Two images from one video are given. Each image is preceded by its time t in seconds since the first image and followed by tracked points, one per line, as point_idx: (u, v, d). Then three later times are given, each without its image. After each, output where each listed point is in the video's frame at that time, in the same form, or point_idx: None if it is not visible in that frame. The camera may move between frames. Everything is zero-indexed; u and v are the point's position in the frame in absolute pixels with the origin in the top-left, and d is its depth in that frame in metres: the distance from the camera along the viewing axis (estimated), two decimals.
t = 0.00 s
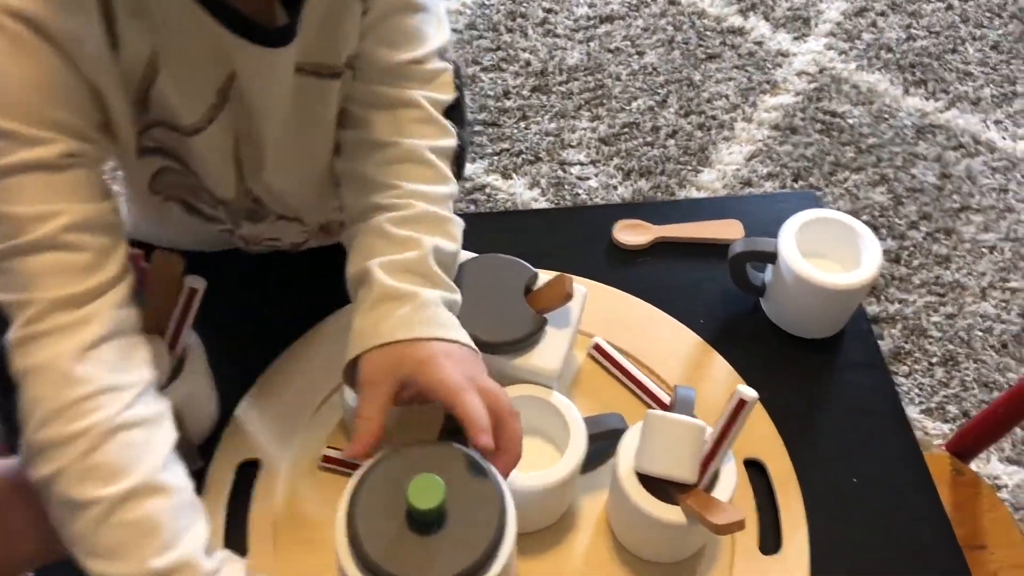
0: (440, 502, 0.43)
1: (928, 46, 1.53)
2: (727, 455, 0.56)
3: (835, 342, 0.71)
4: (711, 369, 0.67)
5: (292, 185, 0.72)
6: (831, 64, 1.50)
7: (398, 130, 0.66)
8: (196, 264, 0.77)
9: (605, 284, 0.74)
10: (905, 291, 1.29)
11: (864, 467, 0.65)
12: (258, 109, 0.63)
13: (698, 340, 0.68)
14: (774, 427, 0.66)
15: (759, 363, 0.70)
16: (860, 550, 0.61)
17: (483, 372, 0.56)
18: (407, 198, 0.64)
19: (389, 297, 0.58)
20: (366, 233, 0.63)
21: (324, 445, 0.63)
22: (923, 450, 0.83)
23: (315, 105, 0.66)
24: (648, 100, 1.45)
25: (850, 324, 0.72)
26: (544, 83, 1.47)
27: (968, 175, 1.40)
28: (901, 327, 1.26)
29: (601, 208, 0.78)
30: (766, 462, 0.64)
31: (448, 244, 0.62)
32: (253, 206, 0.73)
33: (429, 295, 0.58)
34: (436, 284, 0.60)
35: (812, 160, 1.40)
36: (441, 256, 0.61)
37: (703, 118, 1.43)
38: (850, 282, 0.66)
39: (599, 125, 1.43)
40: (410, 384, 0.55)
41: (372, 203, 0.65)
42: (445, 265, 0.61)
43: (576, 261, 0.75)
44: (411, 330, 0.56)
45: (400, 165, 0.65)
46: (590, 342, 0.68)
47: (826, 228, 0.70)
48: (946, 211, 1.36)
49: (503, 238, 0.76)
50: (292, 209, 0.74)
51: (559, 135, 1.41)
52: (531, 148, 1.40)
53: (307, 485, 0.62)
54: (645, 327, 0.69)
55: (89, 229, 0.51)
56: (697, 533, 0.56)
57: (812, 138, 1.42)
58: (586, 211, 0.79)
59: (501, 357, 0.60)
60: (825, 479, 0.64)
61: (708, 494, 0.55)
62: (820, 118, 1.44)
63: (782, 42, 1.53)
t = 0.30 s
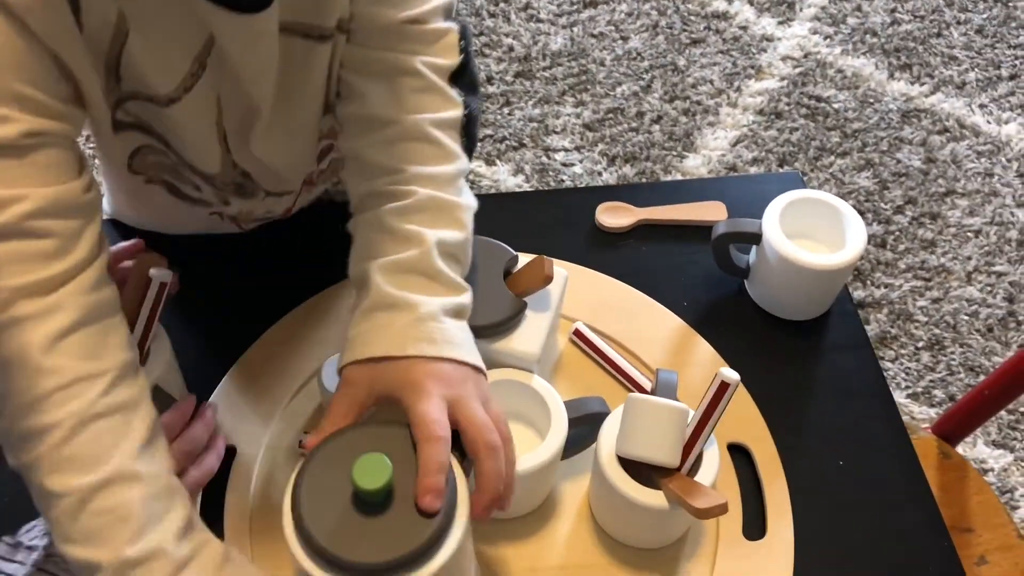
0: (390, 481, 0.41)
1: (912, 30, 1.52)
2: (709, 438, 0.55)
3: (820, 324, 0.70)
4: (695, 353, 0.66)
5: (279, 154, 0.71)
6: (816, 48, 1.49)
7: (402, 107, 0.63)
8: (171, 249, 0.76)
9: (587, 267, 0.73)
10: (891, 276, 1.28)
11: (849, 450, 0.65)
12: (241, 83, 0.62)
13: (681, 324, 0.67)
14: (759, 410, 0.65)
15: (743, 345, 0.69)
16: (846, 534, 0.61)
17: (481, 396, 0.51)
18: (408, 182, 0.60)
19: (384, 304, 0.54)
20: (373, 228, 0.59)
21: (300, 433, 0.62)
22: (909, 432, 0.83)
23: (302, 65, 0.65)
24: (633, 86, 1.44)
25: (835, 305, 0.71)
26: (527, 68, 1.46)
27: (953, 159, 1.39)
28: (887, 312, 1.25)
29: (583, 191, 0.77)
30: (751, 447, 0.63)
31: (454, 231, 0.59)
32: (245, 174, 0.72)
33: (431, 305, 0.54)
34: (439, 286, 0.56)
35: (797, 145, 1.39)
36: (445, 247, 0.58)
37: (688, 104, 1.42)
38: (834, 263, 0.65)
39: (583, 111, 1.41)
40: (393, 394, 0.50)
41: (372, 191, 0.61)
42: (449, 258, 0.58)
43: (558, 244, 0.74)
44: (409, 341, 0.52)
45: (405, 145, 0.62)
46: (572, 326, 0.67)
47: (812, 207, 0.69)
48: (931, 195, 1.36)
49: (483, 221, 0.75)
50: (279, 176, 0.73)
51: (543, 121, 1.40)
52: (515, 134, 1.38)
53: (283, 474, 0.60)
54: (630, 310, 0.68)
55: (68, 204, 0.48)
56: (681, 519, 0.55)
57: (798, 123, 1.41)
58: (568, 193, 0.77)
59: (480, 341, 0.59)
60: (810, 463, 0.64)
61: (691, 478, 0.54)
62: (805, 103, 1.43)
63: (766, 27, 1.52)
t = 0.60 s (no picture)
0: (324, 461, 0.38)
1: (909, 24, 1.52)
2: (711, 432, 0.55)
3: (820, 318, 0.71)
4: (695, 347, 0.66)
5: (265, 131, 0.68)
6: (813, 42, 1.49)
7: (413, 73, 0.54)
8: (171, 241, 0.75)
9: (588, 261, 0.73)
10: (888, 270, 1.28)
11: (848, 443, 0.65)
12: (231, 50, 0.60)
13: (681, 317, 0.67)
14: (759, 404, 0.65)
15: (743, 339, 0.69)
16: (845, 527, 0.61)
17: (433, 377, 0.43)
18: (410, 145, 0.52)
19: (356, 263, 0.45)
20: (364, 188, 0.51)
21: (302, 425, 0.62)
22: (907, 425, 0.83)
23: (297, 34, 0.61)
24: (630, 79, 1.44)
25: (834, 299, 0.71)
26: (524, 61, 1.45)
27: (949, 153, 1.40)
28: (883, 305, 1.26)
29: (584, 184, 0.77)
30: (752, 441, 0.63)
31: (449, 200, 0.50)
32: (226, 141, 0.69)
33: (402, 273, 0.45)
34: (423, 255, 0.47)
35: (794, 139, 1.39)
36: (436, 214, 0.49)
37: (686, 97, 1.42)
38: (834, 258, 0.66)
39: (581, 104, 1.41)
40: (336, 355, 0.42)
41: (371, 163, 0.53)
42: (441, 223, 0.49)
43: (558, 238, 0.74)
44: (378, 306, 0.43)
45: (411, 111, 0.53)
46: (573, 320, 0.67)
47: (812, 202, 0.70)
48: (927, 189, 1.36)
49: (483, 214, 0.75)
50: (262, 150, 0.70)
51: (540, 114, 1.40)
52: (513, 127, 1.38)
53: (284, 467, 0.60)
54: (631, 303, 0.68)
55: (49, 132, 0.47)
56: (682, 512, 0.56)
57: (795, 117, 1.42)
58: (569, 186, 0.77)
59: (480, 335, 0.59)
60: (810, 458, 0.64)
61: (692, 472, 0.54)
62: (802, 96, 1.44)
63: (764, 20, 1.52)
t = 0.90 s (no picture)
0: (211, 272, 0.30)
1: (914, 22, 1.52)
2: (718, 429, 0.55)
3: (827, 316, 0.70)
4: (702, 344, 0.66)
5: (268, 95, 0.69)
6: (818, 39, 1.49)
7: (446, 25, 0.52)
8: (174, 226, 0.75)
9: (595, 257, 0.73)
10: (892, 268, 1.28)
11: (855, 441, 0.65)
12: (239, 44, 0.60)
13: (688, 314, 0.67)
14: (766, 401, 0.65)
15: (751, 336, 0.69)
16: (852, 525, 0.61)
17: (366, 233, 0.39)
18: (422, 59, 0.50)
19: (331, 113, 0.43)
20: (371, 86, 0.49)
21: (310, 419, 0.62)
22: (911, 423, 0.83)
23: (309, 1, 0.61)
24: (635, 75, 1.44)
25: (841, 297, 0.71)
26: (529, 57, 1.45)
27: (954, 151, 1.39)
28: (887, 304, 1.25)
29: (591, 180, 0.77)
30: (758, 437, 0.63)
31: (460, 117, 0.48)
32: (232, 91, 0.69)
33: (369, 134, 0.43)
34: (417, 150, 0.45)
35: (799, 136, 1.39)
36: (434, 119, 0.47)
37: (691, 94, 1.42)
38: (842, 255, 0.65)
39: (586, 100, 1.41)
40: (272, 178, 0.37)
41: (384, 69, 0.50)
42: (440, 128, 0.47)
43: (565, 233, 0.74)
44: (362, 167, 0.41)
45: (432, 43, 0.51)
46: (580, 316, 0.67)
47: (821, 200, 0.69)
48: (932, 187, 1.36)
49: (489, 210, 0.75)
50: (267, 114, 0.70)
51: (545, 110, 1.40)
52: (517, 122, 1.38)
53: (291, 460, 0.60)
54: (638, 300, 0.68)
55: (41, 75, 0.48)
56: (689, 508, 0.56)
57: (800, 114, 1.41)
58: (576, 182, 0.77)
59: (488, 330, 0.59)
60: (817, 455, 0.64)
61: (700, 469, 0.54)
62: (807, 94, 1.43)
63: (769, 17, 1.51)
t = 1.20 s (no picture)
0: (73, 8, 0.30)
1: (921, 22, 1.52)
2: (727, 428, 0.55)
3: (835, 315, 0.71)
4: (710, 342, 0.66)
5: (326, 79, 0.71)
6: (824, 39, 1.49)
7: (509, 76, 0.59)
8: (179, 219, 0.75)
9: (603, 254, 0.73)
10: (897, 268, 1.29)
11: (862, 439, 0.65)
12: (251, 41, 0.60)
13: (696, 313, 0.67)
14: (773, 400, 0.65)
15: (758, 335, 0.69)
16: (858, 523, 0.61)
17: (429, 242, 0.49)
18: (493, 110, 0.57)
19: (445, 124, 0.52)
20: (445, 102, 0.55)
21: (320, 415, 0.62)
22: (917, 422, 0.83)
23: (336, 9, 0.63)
24: (641, 74, 1.44)
25: (849, 297, 0.71)
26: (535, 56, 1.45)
27: (959, 152, 1.39)
28: (892, 304, 1.26)
29: (599, 178, 0.77)
30: (765, 435, 0.63)
31: (536, 129, 0.60)
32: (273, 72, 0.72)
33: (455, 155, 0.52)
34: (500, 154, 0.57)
35: (805, 136, 1.39)
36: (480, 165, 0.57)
37: (696, 93, 1.42)
38: (850, 254, 0.66)
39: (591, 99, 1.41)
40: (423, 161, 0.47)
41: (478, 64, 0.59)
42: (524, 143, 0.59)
43: (573, 231, 0.74)
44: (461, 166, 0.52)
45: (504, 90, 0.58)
46: (589, 315, 0.67)
47: (830, 199, 0.70)
48: (937, 188, 1.36)
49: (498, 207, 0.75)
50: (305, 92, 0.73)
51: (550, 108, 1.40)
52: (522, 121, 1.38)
53: (300, 454, 0.61)
54: (646, 298, 0.68)
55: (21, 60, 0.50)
56: (697, 506, 0.56)
57: (805, 114, 1.41)
58: (584, 180, 0.77)
59: (498, 328, 0.59)
60: (824, 454, 0.64)
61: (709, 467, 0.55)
62: (813, 94, 1.43)
63: (775, 17, 1.51)
